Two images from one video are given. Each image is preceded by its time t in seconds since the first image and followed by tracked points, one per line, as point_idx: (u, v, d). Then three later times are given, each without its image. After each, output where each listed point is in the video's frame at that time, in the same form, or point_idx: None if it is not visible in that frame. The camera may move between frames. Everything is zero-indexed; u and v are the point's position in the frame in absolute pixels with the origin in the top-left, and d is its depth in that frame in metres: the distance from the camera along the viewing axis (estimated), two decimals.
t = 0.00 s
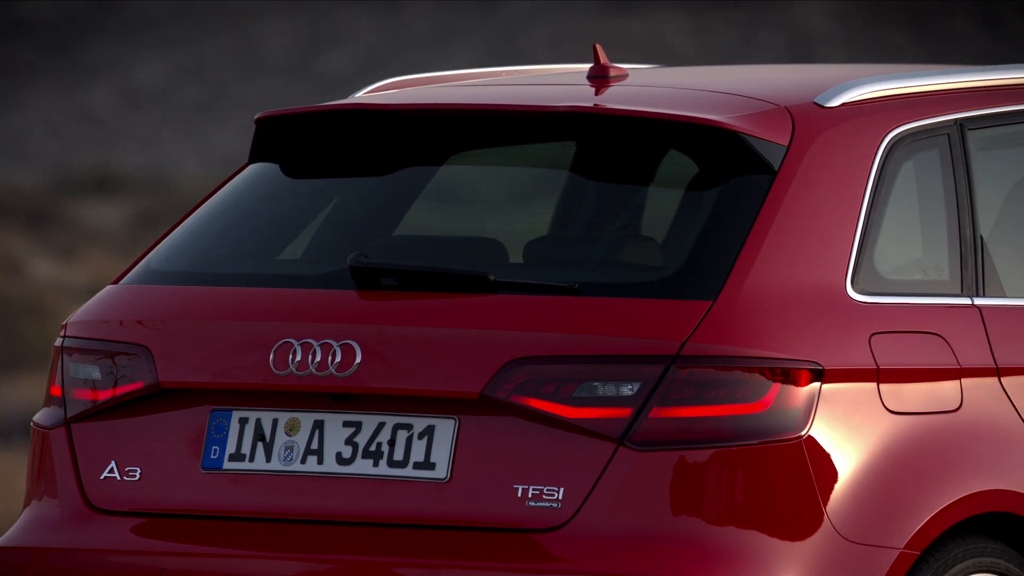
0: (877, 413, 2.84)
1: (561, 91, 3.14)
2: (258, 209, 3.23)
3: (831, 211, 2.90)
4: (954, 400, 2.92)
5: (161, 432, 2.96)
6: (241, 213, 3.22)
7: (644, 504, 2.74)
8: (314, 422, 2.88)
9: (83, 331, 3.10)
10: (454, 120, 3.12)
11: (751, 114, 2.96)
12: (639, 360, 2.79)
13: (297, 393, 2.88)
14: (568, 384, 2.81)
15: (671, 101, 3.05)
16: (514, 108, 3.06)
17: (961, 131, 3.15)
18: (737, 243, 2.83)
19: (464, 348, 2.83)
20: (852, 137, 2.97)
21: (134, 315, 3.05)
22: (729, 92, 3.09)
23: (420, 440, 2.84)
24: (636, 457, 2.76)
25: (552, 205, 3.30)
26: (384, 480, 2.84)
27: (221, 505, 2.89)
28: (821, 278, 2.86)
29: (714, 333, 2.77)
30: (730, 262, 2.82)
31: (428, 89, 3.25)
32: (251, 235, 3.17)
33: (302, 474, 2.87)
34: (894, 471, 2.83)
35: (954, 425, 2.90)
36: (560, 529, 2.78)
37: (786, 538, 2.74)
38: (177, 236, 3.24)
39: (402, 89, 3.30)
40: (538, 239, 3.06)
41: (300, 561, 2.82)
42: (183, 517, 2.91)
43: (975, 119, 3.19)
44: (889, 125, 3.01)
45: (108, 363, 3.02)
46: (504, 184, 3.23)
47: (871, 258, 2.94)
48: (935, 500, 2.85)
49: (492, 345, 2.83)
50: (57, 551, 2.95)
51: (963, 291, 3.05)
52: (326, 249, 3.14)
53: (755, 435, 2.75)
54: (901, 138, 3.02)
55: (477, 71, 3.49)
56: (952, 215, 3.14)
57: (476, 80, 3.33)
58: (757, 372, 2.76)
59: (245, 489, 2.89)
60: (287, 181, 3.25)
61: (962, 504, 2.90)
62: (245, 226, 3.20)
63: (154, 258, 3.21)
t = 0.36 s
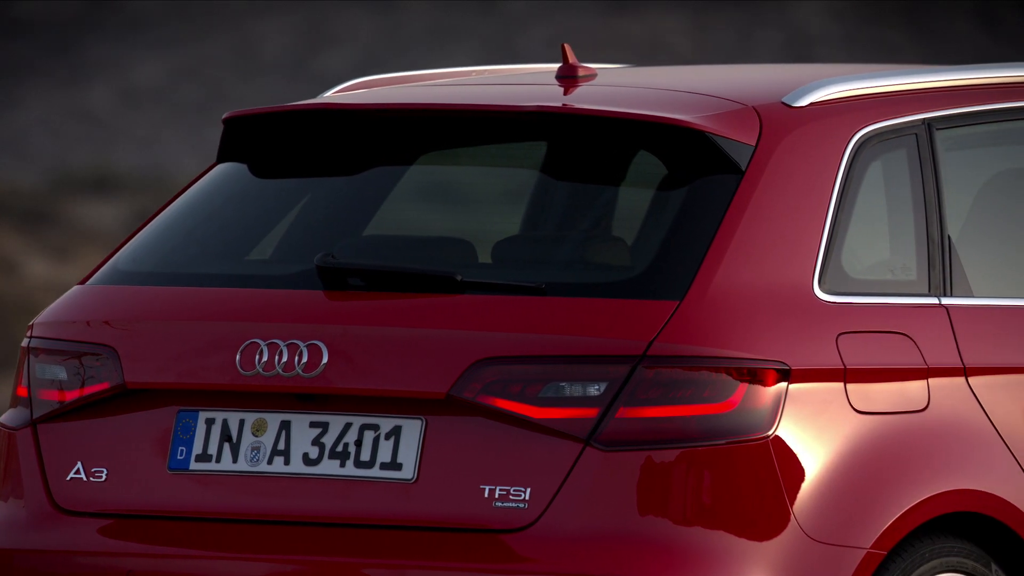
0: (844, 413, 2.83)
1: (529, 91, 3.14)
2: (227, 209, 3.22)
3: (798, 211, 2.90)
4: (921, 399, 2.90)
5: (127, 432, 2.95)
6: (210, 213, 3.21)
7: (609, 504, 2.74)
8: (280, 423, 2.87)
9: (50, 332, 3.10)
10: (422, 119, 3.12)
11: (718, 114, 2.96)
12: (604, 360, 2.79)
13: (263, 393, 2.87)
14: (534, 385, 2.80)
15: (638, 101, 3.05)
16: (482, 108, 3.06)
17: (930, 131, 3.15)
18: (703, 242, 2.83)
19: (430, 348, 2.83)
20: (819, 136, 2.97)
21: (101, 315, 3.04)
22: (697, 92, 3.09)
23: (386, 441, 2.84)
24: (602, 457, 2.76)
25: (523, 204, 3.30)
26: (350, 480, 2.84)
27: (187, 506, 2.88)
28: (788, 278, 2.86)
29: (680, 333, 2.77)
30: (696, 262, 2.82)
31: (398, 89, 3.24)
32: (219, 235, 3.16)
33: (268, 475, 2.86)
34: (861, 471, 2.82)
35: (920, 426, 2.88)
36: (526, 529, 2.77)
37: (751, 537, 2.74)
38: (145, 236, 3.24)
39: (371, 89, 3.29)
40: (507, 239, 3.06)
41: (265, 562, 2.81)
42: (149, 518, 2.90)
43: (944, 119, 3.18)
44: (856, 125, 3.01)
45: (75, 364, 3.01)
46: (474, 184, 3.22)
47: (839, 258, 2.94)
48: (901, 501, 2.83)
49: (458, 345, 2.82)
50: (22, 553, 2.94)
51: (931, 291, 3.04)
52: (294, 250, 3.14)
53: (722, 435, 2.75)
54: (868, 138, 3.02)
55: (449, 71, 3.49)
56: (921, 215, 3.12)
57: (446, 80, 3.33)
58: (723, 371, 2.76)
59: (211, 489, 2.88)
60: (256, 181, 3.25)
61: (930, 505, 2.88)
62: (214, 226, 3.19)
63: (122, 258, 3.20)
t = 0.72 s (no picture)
0: (808, 411, 2.83)
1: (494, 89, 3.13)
2: (192, 207, 3.21)
3: (762, 209, 2.90)
4: (885, 397, 2.89)
5: (90, 431, 2.95)
6: (175, 211, 3.20)
7: (572, 503, 2.73)
8: (243, 422, 2.86)
9: (13, 330, 3.08)
10: (388, 118, 3.12)
11: (682, 112, 2.95)
12: (568, 359, 2.78)
13: (226, 392, 2.86)
14: (497, 383, 2.80)
15: (603, 99, 3.05)
16: (446, 106, 3.06)
17: (894, 130, 3.12)
18: (666, 241, 2.83)
19: (392, 346, 2.82)
20: (784, 135, 2.96)
21: (65, 314, 3.03)
22: (663, 90, 3.09)
23: (350, 440, 2.83)
24: (565, 456, 2.75)
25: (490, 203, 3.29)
26: (313, 479, 2.83)
27: (149, 505, 2.87)
28: (751, 276, 2.86)
29: (643, 331, 2.77)
30: (659, 261, 2.82)
31: (364, 86, 3.24)
32: (184, 233, 3.15)
33: (231, 474, 2.85)
34: (823, 469, 2.82)
35: (883, 425, 2.87)
36: (489, 528, 2.76)
37: (714, 536, 2.74)
38: (110, 234, 3.23)
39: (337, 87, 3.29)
40: (473, 237, 3.05)
41: (227, 562, 2.80)
42: (111, 518, 2.89)
43: (910, 116, 3.15)
44: (822, 122, 3.00)
45: (39, 363, 2.99)
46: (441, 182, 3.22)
47: (803, 257, 2.93)
48: (865, 499, 2.83)
49: (421, 344, 2.82)
50: None
51: (895, 289, 3.01)
52: (259, 248, 3.13)
53: (685, 434, 2.75)
54: (833, 137, 3.01)
55: (417, 68, 3.48)
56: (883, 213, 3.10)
57: (412, 78, 3.32)
58: (687, 369, 2.75)
59: (174, 488, 2.87)
60: (222, 179, 3.24)
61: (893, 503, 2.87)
62: (178, 224, 3.18)
63: (86, 256, 3.19)
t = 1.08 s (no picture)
0: (768, 408, 2.82)
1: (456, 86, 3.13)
2: (154, 205, 3.20)
3: (722, 207, 2.89)
4: (845, 395, 2.88)
5: (49, 430, 2.94)
6: (137, 210, 3.20)
7: (530, 501, 2.73)
8: (202, 420, 2.85)
9: None
10: (349, 115, 3.11)
11: (642, 110, 2.95)
12: (527, 357, 2.78)
13: (185, 391, 2.86)
14: (456, 381, 2.79)
15: (564, 96, 3.04)
16: (406, 103, 3.05)
17: (855, 127, 3.10)
18: (625, 239, 2.83)
19: (351, 345, 2.81)
20: (745, 133, 2.95)
21: (24, 312, 3.02)
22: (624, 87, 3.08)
23: (309, 438, 2.82)
24: (524, 454, 2.75)
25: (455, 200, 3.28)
26: (272, 478, 2.82)
27: (108, 504, 2.86)
28: (711, 274, 2.85)
29: (603, 329, 2.76)
30: (618, 259, 2.81)
31: (326, 84, 3.23)
32: (145, 231, 3.14)
33: (190, 473, 2.85)
34: (783, 467, 2.81)
35: (842, 424, 2.86)
36: (448, 527, 2.76)
37: (673, 534, 2.74)
38: (71, 232, 3.22)
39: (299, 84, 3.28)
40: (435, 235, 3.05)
41: (185, 561, 2.78)
42: (70, 517, 2.88)
43: (871, 114, 3.13)
44: (783, 119, 2.99)
45: None
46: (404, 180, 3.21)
47: (763, 255, 2.92)
48: (826, 497, 2.83)
49: (380, 342, 2.81)
50: None
51: (855, 287, 3.00)
52: (221, 246, 3.12)
53: (645, 432, 2.75)
54: (793, 135, 2.99)
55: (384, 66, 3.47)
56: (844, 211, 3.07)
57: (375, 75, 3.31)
58: (647, 367, 2.75)
59: (133, 487, 2.86)
60: (184, 178, 3.23)
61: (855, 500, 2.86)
62: (140, 222, 3.17)
63: (46, 253, 3.18)
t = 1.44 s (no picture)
0: (725, 404, 2.82)
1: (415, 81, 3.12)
2: (113, 200, 3.19)
3: (681, 202, 2.89)
4: (803, 390, 2.87)
5: (5, 427, 2.93)
6: (95, 205, 3.18)
7: (486, 497, 2.72)
8: (159, 416, 2.84)
9: None
10: (306, 111, 3.10)
11: (600, 105, 2.94)
12: (484, 353, 2.77)
13: (141, 387, 2.85)
14: (413, 377, 2.78)
15: (522, 91, 3.03)
16: (364, 98, 3.04)
17: (814, 123, 3.08)
18: (582, 234, 2.82)
19: (307, 341, 2.80)
20: (704, 128, 2.95)
21: None
22: (583, 82, 3.07)
23: (265, 434, 2.81)
24: (480, 450, 2.74)
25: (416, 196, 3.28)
26: (229, 474, 2.81)
27: (64, 501, 2.85)
28: (669, 270, 2.85)
29: (560, 325, 2.76)
30: (575, 255, 2.81)
31: (285, 79, 3.22)
32: (103, 226, 3.13)
33: (147, 469, 2.84)
34: (740, 462, 2.81)
35: (800, 419, 2.85)
36: (405, 523, 2.75)
37: (630, 530, 2.74)
38: (29, 227, 3.20)
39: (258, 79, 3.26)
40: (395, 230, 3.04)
41: (141, 557, 2.77)
42: (26, 514, 2.87)
43: (831, 109, 3.11)
44: (741, 115, 2.98)
45: None
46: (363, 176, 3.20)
47: (721, 250, 2.91)
48: (784, 492, 2.82)
49: (336, 338, 2.80)
50: None
51: (813, 283, 2.98)
52: (180, 242, 3.11)
53: (602, 428, 2.74)
54: (752, 130, 2.99)
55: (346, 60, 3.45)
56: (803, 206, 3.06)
57: (335, 70, 3.30)
58: (605, 363, 2.75)
59: (89, 484, 2.85)
60: (143, 173, 3.23)
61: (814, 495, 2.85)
62: (98, 217, 3.16)
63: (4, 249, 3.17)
